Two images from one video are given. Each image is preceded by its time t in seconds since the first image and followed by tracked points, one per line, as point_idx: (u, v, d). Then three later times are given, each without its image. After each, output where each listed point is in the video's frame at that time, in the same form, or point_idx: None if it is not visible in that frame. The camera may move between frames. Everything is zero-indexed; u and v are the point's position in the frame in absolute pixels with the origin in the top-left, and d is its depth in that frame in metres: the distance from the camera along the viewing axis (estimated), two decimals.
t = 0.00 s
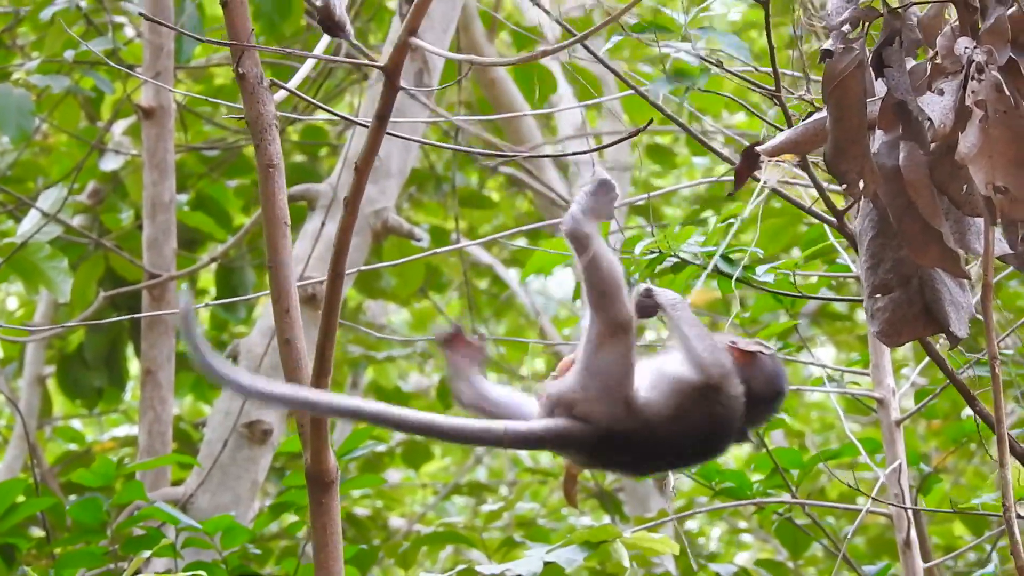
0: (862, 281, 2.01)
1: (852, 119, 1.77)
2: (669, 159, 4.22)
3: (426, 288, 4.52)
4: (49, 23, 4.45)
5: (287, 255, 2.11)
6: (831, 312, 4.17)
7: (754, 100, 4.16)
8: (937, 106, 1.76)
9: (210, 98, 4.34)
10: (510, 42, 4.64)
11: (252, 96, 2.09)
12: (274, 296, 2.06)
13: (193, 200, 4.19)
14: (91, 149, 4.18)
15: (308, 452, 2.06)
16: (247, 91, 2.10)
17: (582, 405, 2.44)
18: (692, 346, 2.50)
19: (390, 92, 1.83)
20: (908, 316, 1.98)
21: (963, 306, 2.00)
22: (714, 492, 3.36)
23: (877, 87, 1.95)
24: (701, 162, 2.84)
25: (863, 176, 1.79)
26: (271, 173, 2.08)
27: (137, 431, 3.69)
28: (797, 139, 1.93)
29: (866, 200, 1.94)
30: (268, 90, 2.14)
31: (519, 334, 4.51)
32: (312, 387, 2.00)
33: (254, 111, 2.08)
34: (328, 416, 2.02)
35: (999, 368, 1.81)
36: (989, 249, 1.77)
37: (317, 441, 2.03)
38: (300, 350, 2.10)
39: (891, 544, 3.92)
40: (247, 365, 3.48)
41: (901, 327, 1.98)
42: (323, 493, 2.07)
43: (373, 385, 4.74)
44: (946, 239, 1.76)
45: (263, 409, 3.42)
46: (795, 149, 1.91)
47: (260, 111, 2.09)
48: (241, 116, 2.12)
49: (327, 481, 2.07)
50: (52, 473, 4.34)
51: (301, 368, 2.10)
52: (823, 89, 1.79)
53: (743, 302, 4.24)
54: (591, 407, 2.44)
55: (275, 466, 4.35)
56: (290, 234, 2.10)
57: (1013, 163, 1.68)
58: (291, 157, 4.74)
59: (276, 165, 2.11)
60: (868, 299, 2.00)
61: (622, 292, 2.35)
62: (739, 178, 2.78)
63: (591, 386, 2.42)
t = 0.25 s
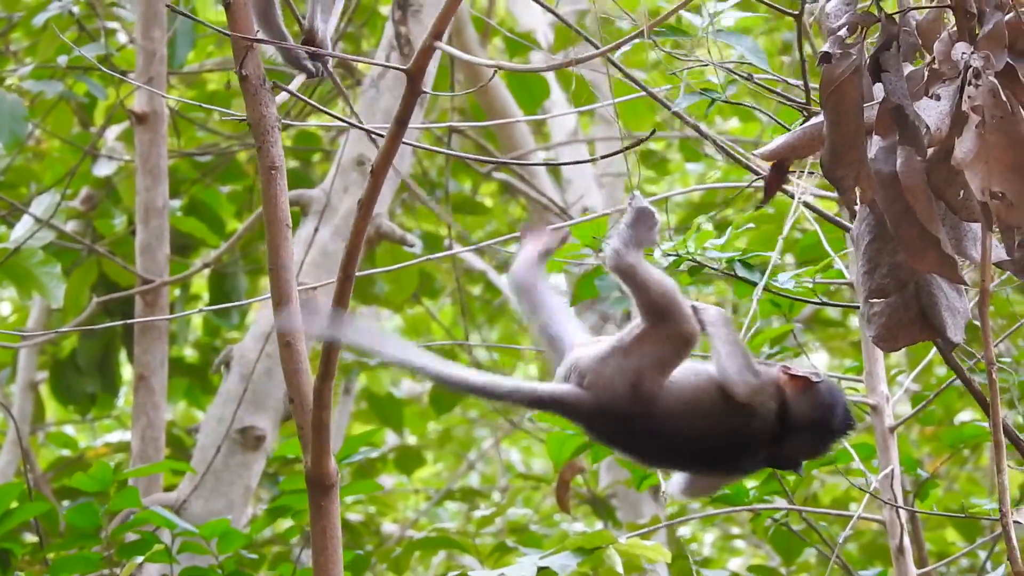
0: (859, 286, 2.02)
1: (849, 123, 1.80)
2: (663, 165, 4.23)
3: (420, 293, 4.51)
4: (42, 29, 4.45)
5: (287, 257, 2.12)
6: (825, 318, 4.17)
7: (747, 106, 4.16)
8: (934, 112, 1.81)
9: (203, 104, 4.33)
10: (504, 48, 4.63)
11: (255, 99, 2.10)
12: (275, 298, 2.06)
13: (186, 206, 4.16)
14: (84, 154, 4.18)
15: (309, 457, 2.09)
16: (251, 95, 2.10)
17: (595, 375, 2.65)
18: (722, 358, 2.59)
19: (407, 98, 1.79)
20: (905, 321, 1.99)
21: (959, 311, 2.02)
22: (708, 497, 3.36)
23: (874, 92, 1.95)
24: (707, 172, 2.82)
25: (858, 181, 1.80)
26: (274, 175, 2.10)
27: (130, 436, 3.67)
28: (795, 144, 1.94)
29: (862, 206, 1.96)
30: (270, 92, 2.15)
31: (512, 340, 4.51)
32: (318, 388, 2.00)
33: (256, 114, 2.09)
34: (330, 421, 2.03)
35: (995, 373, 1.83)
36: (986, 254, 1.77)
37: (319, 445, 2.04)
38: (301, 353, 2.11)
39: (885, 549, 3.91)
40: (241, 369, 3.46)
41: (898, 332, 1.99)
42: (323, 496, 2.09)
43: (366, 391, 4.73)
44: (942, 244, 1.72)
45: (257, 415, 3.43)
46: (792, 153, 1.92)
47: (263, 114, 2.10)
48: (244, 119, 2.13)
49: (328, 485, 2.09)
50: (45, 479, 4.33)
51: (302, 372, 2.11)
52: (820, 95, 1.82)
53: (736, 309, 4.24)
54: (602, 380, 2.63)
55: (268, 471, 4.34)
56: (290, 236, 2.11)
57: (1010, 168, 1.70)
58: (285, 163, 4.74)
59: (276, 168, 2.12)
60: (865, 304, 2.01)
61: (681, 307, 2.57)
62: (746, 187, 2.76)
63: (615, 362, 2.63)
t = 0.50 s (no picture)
0: (861, 288, 2.06)
1: (851, 126, 1.79)
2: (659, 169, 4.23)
3: (416, 297, 4.51)
4: (37, 31, 4.44)
5: (296, 255, 2.11)
6: (821, 322, 4.17)
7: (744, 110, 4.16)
8: (938, 116, 1.78)
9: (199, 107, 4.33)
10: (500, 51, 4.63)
11: (266, 98, 2.09)
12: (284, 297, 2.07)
13: (182, 209, 4.13)
14: (79, 157, 4.18)
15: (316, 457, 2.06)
16: (261, 96, 2.10)
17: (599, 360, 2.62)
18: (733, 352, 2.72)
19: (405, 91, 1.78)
20: (905, 323, 2.06)
21: (960, 314, 2.07)
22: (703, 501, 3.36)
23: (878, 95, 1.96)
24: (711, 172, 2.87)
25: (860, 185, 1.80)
26: (284, 174, 2.09)
27: (125, 439, 3.66)
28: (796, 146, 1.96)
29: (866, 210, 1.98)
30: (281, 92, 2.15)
31: (508, 343, 4.51)
32: (325, 388, 1.98)
33: (268, 112, 2.09)
34: (337, 420, 2.00)
35: (995, 375, 1.87)
36: (986, 258, 1.82)
37: (325, 446, 2.01)
38: (309, 352, 2.10)
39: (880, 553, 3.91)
40: (236, 373, 3.45)
41: (899, 334, 2.06)
42: (331, 497, 2.05)
43: (362, 394, 4.72)
44: (944, 247, 1.77)
45: (252, 418, 3.41)
46: (791, 156, 1.93)
47: (273, 114, 2.10)
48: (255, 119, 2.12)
49: (336, 485, 2.06)
50: (40, 482, 4.32)
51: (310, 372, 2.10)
52: (822, 98, 1.81)
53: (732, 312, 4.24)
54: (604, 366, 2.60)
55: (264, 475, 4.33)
56: (299, 237, 2.10)
57: (1012, 171, 1.70)
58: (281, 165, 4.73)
59: (287, 167, 2.11)
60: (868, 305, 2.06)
61: (683, 304, 2.46)
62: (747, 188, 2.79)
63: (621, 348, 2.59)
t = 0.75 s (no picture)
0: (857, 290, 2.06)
1: (846, 130, 1.80)
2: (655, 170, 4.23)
3: (412, 298, 4.51)
4: (33, 32, 4.43)
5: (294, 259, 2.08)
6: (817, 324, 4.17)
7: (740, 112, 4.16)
8: (932, 119, 1.78)
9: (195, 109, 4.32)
10: (496, 53, 4.62)
11: (264, 102, 2.04)
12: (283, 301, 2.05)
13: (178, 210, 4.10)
14: (75, 158, 4.17)
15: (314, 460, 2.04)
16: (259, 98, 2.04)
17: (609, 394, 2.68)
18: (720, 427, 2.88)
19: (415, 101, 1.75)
20: (903, 325, 2.05)
21: (956, 316, 2.08)
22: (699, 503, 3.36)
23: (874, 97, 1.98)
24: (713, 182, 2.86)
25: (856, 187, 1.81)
26: (282, 177, 2.05)
27: (121, 440, 3.65)
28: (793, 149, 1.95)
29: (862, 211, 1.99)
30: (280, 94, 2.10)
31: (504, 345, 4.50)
32: (325, 394, 1.96)
33: (266, 117, 2.04)
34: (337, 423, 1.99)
35: (989, 377, 1.87)
36: (981, 260, 1.85)
37: (324, 450, 2.00)
38: (307, 357, 2.09)
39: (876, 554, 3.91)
40: (233, 375, 3.45)
41: (896, 337, 2.05)
42: (328, 500, 2.03)
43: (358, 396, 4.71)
44: (939, 250, 1.85)
45: (248, 421, 3.42)
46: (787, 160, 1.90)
47: (271, 116, 2.05)
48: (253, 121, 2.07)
49: (333, 488, 2.04)
50: (36, 483, 4.31)
51: (309, 378, 2.08)
52: (817, 101, 1.81)
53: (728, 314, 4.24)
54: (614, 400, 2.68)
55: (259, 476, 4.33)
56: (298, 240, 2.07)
57: (1006, 174, 1.70)
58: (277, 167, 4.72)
59: (284, 171, 2.07)
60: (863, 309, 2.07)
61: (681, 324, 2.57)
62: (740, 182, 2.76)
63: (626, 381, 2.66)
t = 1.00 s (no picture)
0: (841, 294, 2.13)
1: (832, 133, 1.85)
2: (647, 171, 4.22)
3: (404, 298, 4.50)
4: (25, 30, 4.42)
5: (268, 263, 2.20)
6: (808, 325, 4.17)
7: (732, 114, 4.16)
8: (918, 121, 1.81)
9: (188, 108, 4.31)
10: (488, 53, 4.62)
11: (238, 105, 2.24)
12: (256, 304, 2.17)
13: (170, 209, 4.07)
14: (67, 157, 4.16)
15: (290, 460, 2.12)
16: (233, 101, 2.24)
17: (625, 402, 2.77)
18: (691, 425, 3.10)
19: (388, 104, 1.82)
20: (885, 329, 2.12)
21: (940, 320, 2.13)
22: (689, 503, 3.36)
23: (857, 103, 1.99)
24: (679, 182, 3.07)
25: (842, 189, 1.87)
26: (254, 180, 2.18)
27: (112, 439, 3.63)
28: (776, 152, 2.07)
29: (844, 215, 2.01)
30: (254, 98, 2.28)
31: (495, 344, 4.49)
32: (300, 392, 2.04)
33: (240, 119, 2.23)
34: (312, 424, 2.08)
35: (978, 382, 1.82)
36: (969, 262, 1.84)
37: (298, 448, 2.09)
38: (283, 359, 2.19)
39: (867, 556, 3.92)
40: (223, 374, 3.44)
41: (879, 340, 2.12)
42: (303, 501, 2.12)
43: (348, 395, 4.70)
44: (924, 254, 1.86)
45: (239, 419, 3.40)
46: (774, 161, 2.04)
47: (245, 119, 2.24)
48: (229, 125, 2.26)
49: (309, 489, 2.13)
50: (26, 481, 4.30)
51: (283, 379, 2.19)
52: (805, 104, 1.86)
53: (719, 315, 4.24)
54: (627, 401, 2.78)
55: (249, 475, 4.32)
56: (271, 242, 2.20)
57: (991, 176, 1.73)
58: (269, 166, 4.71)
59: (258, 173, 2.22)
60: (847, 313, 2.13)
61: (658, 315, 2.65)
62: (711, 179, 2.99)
63: (632, 383, 2.76)
